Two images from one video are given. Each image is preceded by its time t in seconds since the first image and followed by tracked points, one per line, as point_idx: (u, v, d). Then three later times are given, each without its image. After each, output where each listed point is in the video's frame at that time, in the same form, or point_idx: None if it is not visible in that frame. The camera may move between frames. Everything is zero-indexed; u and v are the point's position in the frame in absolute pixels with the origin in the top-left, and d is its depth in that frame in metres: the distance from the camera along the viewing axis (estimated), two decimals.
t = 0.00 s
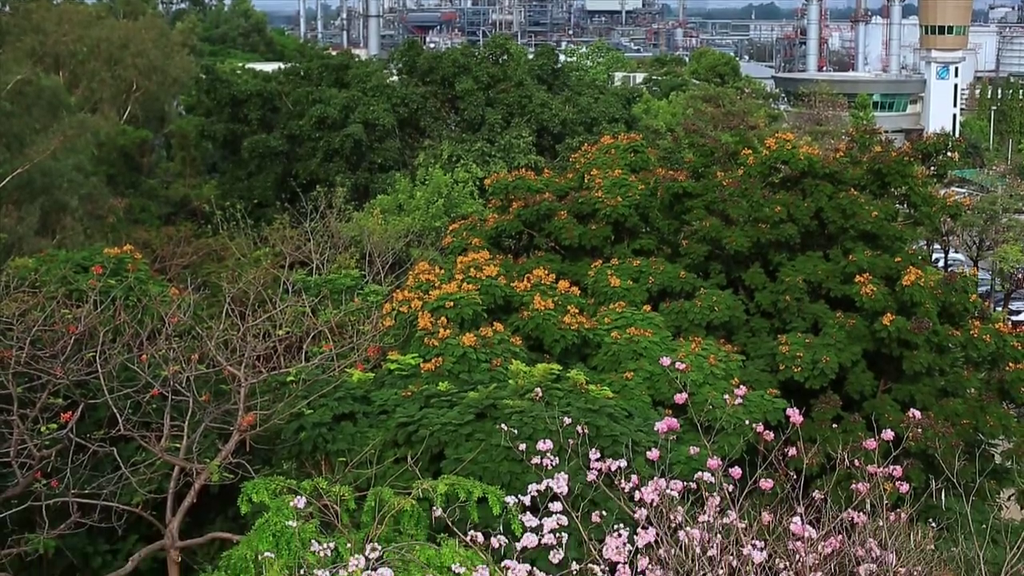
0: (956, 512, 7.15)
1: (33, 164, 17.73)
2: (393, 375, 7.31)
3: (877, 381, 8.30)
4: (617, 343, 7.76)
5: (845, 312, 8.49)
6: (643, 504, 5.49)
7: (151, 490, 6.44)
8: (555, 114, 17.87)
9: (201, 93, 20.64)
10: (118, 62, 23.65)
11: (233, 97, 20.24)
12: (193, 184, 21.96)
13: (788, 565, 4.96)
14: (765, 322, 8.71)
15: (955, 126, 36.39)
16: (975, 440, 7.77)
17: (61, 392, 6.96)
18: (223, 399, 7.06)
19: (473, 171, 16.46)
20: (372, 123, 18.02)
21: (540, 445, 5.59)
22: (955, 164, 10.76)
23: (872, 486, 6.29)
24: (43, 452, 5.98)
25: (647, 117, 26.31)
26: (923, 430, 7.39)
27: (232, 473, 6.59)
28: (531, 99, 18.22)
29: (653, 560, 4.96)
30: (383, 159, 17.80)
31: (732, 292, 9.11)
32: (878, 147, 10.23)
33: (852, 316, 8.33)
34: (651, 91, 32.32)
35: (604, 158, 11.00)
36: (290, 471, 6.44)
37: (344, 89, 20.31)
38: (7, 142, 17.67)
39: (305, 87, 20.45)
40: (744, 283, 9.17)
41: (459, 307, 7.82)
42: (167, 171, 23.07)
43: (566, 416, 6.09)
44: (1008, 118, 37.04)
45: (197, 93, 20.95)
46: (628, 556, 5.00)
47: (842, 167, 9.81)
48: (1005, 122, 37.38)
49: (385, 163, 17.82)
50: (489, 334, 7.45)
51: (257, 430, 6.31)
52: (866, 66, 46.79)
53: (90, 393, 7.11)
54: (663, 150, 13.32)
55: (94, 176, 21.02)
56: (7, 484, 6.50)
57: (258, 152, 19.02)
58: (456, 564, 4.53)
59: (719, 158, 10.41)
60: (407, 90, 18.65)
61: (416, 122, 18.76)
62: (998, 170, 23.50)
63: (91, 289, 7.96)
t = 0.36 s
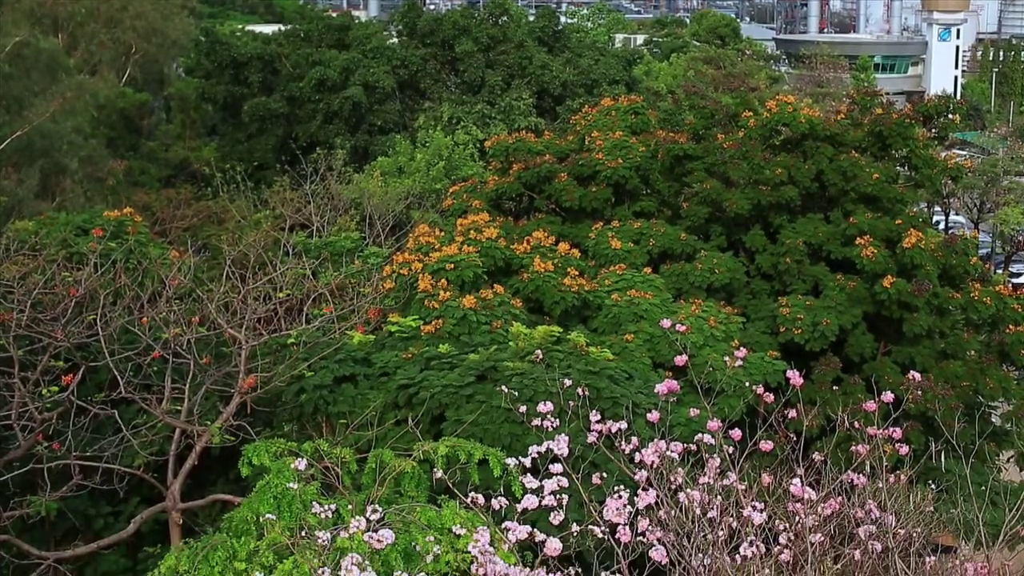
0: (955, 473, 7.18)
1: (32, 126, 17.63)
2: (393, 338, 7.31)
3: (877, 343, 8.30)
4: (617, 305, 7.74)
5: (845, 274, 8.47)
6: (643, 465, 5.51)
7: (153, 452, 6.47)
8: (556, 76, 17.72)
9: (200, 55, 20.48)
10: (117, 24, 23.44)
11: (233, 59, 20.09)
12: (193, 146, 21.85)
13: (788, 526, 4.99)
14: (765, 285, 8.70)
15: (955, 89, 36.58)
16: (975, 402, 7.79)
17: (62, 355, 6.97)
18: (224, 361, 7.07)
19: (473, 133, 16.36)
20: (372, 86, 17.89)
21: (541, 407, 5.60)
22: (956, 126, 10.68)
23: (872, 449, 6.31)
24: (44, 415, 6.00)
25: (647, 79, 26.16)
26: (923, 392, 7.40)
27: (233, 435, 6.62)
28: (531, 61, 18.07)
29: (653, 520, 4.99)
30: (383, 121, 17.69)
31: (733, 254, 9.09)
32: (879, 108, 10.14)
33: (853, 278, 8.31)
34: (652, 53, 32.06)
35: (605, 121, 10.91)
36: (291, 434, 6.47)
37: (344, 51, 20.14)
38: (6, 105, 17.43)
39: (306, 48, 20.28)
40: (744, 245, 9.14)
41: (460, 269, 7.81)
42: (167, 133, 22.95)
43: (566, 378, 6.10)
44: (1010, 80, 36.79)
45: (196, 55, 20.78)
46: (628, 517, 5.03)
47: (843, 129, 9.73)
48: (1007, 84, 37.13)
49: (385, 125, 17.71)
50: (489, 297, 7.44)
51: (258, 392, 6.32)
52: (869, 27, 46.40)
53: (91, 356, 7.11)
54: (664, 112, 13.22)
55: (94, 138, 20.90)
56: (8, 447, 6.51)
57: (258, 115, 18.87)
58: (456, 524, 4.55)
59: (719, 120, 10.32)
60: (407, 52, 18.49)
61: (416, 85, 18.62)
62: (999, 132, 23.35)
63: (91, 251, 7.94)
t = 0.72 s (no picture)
0: (954, 433, 7.21)
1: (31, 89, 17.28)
2: (394, 298, 7.29)
3: (878, 304, 8.30)
4: (618, 266, 7.72)
5: (846, 235, 8.45)
6: (643, 425, 5.52)
7: (155, 413, 6.50)
8: (556, 36, 17.54)
9: (198, 15, 20.27)
10: None
11: (231, 20, 19.90)
12: (192, 106, 21.69)
13: (788, 486, 5.01)
14: (765, 245, 8.67)
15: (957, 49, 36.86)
16: (974, 362, 7.80)
17: (62, 316, 6.96)
18: (224, 322, 7.07)
19: (473, 93, 16.21)
20: (372, 46, 17.73)
21: (541, 366, 5.61)
22: (957, 87, 10.58)
23: (872, 409, 6.32)
24: (45, 377, 6.01)
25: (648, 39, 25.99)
26: (923, 352, 7.41)
27: (234, 396, 6.65)
28: (531, 20, 17.89)
29: (654, 480, 5.01)
30: (382, 81, 17.54)
31: (733, 214, 9.05)
32: (880, 66, 10.02)
33: (853, 239, 8.28)
34: (653, 12, 31.75)
35: (604, 81, 10.79)
36: (291, 394, 6.48)
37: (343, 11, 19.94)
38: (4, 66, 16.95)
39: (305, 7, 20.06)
40: (745, 206, 9.11)
41: (460, 230, 7.77)
42: (166, 93, 22.77)
43: (567, 338, 6.10)
44: (1013, 40, 36.52)
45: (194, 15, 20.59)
46: (629, 477, 5.04)
47: (844, 89, 9.64)
48: (1010, 44, 36.84)
49: (384, 86, 17.56)
50: (489, 258, 7.41)
51: (258, 353, 6.32)
52: None
53: (91, 317, 7.11)
54: (665, 72, 13.07)
55: (92, 99, 20.71)
56: (9, 408, 6.52)
57: (257, 78, 18.86)
58: (457, 485, 4.57)
59: (720, 81, 10.22)
60: (407, 12, 18.28)
61: (416, 44, 18.45)
62: (1000, 93, 23.20)
63: (91, 211, 7.91)
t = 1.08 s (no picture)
0: (953, 390, 7.23)
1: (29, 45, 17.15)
2: (393, 255, 7.27)
3: (878, 261, 8.29)
4: (618, 223, 7.70)
5: (846, 191, 8.40)
6: (643, 382, 5.54)
7: (155, 370, 6.51)
8: None
9: None
10: None
11: None
12: (191, 63, 21.48)
13: (788, 442, 5.03)
14: (765, 202, 8.63)
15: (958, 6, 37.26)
16: (974, 319, 7.79)
17: (62, 274, 6.96)
18: (224, 279, 7.06)
19: (473, 49, 16.07)
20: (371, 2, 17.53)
21: (541, 323, 5.62)
22: (959, 44, 10.44)
23: (871, 366, 6.33)
24: (44, 334, 6.01)
25: None
26: (923, 309, 7.42)
27: (235, 353, 6.66)
28: None
29: (653, 436, 5.02)
30: (382, 38, 17.37)
31: (733, 171, 9.00)
32: (881, 22, 9.88)
33: (853, 195, 8.22)
34: None
35: (605, 37, 10.65)
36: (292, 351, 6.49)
37: None
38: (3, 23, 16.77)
39: None
40: (745, 162, 9.03)
41: (459, 186, 7.73)
42: (164, 50, 22.51)
43: (567, 295, 6.09)
44: None
45: None
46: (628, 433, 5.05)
47: (846, 46, 9.52)
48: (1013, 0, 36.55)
49: (383, 42, 17.39)
50: (489, 214, 7.38)
51: (258, 310, 6.32)
52: None
53: (91, 274, 7.09)
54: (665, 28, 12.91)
55: (90, 56, 20.48)
56: (10, 365, 6.53)
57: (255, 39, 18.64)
58: (457, 441, 4.60)
59: (721, 37, 10.10)
60: None
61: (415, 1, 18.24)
62: (1002, 49, 23.06)
63: (90, 168, 7.88)
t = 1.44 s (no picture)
0: (953, 349, 7.25)
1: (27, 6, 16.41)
2: (393, 215, 7.23)
3: (878, 220, 8.26)
4: (618, 182, 7.66)
5: (847, 150, 8.34)
6: (643, 341, 5.54)
7: (155, 330, 6.52)
8: None
9: None
10: None
11: None
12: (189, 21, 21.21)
13: (787, 401, 5.05)
14: (766, 161, 8.58)
15: None
16: (973, 278, 7.78)
17: (62, 234, 6.94)
18: (224, 239, 7.04)
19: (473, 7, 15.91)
20: None
21: (541, 282, 5.60)
22: (960, 3, 10.32)
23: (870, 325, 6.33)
24: (44, 295, 6.00)
25: None
26: (923, 269, 7.41)
27: (235, 312, 6.67)
28: None
29: (653, 395, 5.03)
30: None
31: (734, 130, 8.93)
32: None
33: (854, 154, 8.16)
34: None
35: None
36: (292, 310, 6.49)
37: None
38: None
39: None
40: (745, 121, 8.92)
41: (459, 145, 7.67)
42: (161, 8, 22.22)
43: (567, 254, 6.07)
44: None
45: None
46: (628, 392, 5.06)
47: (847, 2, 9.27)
48: None
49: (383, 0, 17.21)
50: (489, 173, 7.33)
51: (258, 270, 6.30)
52: None
53: (91, 233, 7.08)
54: None
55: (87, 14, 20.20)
56: (11, 325, 6.53)
57: None
58: (457, 401, 4.62)
59: None
60: None
61: None
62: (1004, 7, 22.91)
63: (89, 128, 7.82)
